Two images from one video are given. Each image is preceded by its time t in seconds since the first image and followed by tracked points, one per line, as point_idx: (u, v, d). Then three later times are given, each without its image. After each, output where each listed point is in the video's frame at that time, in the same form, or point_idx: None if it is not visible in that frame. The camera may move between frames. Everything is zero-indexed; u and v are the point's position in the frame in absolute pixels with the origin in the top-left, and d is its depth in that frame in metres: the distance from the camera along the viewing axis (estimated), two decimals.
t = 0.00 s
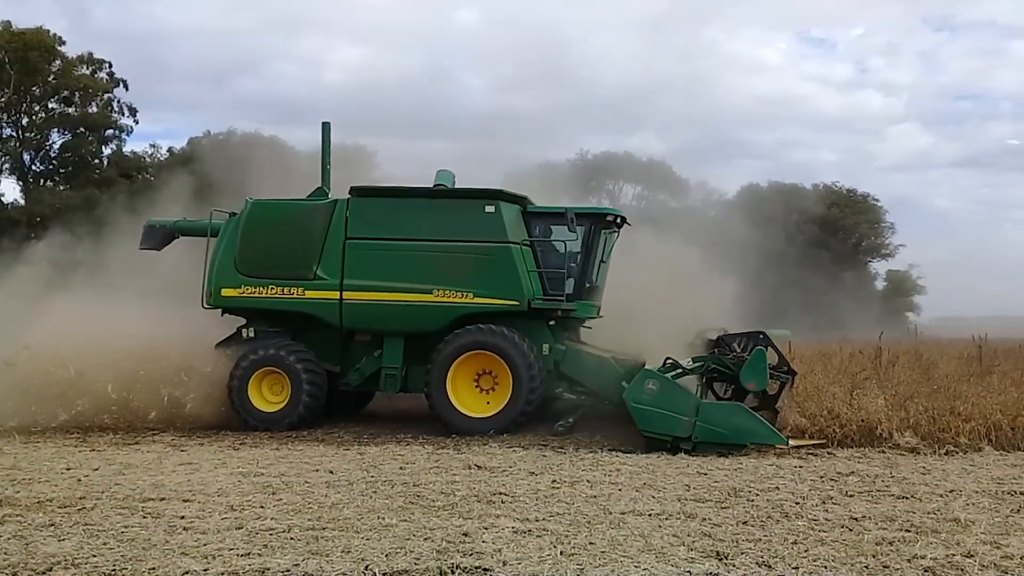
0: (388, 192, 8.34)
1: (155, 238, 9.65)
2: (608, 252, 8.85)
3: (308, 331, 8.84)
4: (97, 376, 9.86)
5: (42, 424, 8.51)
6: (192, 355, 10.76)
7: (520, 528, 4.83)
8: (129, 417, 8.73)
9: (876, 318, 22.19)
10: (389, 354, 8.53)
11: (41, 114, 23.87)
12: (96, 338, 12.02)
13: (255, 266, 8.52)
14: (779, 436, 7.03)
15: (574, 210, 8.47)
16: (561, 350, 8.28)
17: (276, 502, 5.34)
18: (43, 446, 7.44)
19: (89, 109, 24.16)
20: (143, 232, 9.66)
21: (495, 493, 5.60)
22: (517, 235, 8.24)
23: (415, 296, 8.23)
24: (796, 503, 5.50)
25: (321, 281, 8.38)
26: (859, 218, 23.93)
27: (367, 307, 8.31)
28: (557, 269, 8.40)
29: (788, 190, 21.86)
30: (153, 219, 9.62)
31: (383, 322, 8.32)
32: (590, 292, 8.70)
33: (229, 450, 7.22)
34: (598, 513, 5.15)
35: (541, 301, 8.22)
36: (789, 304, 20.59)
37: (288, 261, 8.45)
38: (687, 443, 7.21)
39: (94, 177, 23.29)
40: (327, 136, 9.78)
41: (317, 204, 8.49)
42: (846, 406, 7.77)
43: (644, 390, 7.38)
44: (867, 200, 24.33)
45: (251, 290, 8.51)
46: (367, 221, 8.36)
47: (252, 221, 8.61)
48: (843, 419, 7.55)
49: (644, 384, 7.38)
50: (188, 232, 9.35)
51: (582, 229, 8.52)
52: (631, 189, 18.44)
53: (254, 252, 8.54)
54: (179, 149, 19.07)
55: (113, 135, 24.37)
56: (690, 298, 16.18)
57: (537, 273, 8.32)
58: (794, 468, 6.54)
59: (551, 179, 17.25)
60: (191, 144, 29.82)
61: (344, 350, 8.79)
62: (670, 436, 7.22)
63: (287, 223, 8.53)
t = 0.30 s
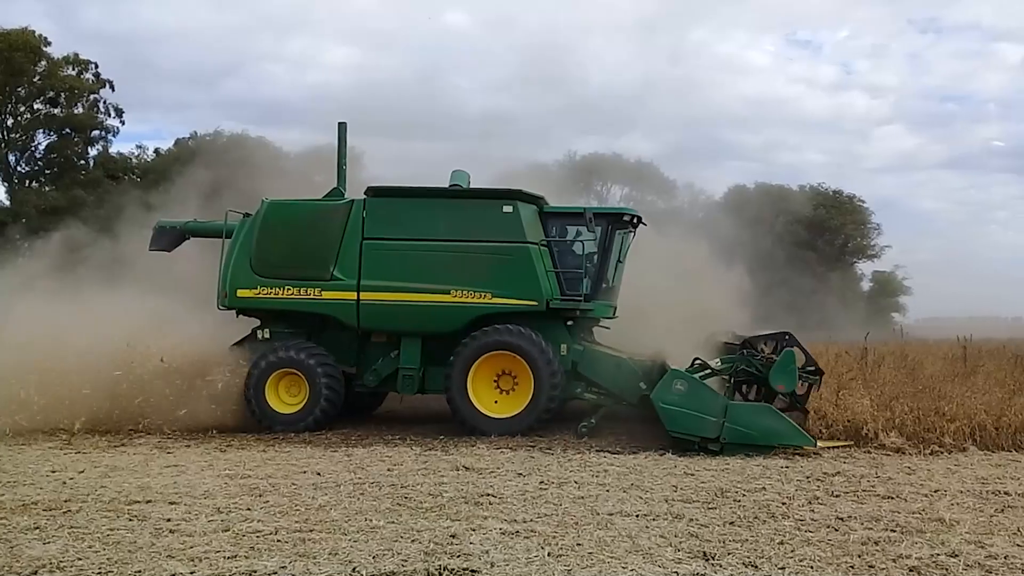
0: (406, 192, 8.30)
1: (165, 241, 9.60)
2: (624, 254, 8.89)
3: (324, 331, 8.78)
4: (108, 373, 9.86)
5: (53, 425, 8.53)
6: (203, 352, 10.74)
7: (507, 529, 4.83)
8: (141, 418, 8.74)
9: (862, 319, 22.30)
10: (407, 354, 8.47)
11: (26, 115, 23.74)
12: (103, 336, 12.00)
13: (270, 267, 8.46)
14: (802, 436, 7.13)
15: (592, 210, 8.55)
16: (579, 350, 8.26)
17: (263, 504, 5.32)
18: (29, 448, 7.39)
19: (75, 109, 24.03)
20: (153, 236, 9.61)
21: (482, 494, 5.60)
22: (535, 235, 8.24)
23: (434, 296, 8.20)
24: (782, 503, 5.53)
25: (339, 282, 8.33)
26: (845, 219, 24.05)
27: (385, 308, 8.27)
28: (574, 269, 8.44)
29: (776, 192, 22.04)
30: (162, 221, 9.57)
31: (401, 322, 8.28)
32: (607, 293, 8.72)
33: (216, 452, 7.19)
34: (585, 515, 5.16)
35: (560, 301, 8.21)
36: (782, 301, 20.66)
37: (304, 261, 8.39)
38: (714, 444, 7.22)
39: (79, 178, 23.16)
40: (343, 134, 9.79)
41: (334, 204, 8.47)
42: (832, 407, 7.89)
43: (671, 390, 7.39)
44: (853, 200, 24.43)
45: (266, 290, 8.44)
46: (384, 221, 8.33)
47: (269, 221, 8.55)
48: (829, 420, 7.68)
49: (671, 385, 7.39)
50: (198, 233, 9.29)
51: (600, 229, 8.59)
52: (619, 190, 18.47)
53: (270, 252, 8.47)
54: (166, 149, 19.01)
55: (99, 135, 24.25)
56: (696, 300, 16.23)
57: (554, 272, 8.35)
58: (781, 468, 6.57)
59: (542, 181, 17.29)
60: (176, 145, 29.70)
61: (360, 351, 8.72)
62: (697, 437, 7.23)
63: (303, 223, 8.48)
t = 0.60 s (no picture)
0: (422, 193, 8.31)
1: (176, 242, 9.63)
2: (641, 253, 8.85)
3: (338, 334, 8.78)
4: (116, 370, 9.84)
5: (65, 427, 8.56)
6: (212, 349, 10.70)
7: (494, 531, 4.84)
8: (153, 417, 8.75)
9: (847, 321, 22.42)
10: (423, 357, 8.46)
11: (12, 116, 23.56)
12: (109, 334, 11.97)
13: (286, 269, 8.46)
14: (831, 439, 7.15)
15: (609, 211, 8.50)
16: (596, 352, 8.29)
17: (248, 508, 5.31)
18: (14, 452, 7.34)
19: (61, 111, 23.87)
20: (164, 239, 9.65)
21: (469, 496, 5.60)
22: (551, 236, 8.25)
23: (451, 298, 8.18)
24: (768, 504, 5.56)
25: (354, 284, 8.32)
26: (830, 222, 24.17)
27: (402, 310, 8.25)
28: (590, 270, 8.43)
29: (762, 196, 22.27)
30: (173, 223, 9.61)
31: (417, 324, 8.26)
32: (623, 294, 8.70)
33: (202, 455, 7.16)
34: (572, 516, 5.17)
35: (577, 303, 8.21)
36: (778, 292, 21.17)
37: (320, 263, 8.39)
38: (740, 447, 7.25)
39: (64, 179, 23.02)
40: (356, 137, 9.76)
41: (350, 206, 8.47)
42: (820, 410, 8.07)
43: (697, 393, 7.41)
44: (837, 202, 24.53)
45: (282, 293, 8.43)
46: (401, 222, 8.33)
47: (284, 223, 8.56)
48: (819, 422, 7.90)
49: (697, 388, 7.41)
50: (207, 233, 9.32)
51: (616, 230, 8.56)
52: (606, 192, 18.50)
53: (285, 254, 8.48)
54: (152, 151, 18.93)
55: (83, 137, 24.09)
56: (702, 301, 16.40)
57: (570, 274, 8.33)
58: (766, 469, 6.61)
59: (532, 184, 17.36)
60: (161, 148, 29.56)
61: (374, 353, 8.74)
62: (723, 440, 7.25)
63: (319, 225, 8.48)
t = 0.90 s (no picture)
0: (436, 195, 8.32)
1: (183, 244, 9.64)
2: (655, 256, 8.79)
3: (349, 336, 8.78)
4: (119, 370, 9.82)
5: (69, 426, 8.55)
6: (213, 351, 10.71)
7: (477, 534, 4.86)
8: (162, 414, 8.77)
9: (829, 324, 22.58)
10: (436, 359, 8.48)
11: None
12: (107, 335, 11.95)
13: (299, 271, 8.43)
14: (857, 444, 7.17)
15: (623, 213, 8.49)
16: (608, 355, 8.32)
17: (230, 511, 5.30)
18: None
19: (43, 113, 23.72)
20: (171, 242, 9.66)
21: (452, 499, 5.61)
22: (565, 239, 8.28)
23: (466, 300, 8.19)
24: (749, 506, 5.60)
25: (367, 286, 8.31)
26: (813, 225, 24.34)
27: (415, 312, 8.24)
28: (602, 272, 8.40)
29: (745, 200, 22.53)
30: (182, 225, 9.63)
31: (431, 326, 8.25)
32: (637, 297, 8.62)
33: (184, 458, 7.14)
34: (554, 519, 5.19)
35: (590, 305, 8.23)
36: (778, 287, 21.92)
37: (332, 265, 8.37)
38: (763, 450, 7.32)
39: (45, 181, 22.88)
40: (368, 139, 9.75)
41: (363, 209, 8.47)
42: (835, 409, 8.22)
43: (720, 396, 7.50)
44: (819, 205, 24.60)
45: (295, 295, 8.40)
46: (415, 224, 8.34)
47: (296, 226, 8.54)
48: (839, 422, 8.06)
49: (719, 391, 7.52)
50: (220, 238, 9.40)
51: (629, 232, 8.54)
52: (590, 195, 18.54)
53: (298, 256, 8.45)
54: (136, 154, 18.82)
55: (65, 139, 23.96)
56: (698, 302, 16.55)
57: (583, 276, 8.33)
58: (748, 471, 6.65)
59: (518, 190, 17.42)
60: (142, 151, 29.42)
61: (386, 355, 8.77)
62: (747, 442, 7.33)
63: (331, 227, 8.46)
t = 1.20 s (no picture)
0: (443, 196, 8.27)
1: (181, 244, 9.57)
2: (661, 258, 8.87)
3: (353, 338, 8.74)
4: (113, 370, 9.77)
5: (61, 426, 8.51)
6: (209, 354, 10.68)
7: (452, 537, 4.84)
8: (162, 413, 8.75)
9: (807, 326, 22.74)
10: (442, 362, 8.45)
11: None
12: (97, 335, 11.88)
13: (305, 273, 8.36)
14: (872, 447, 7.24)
15: (632, 216, 8.53)
16: (616, 357, 8.38)
17: (204, 514, 5.26)
18: None
19: (14, 113, 23.44)
20: (168, 240, 9.57)
21: (427, 502, 5.59)
22: (574, 241, 8.28)
23: (474, 303, 8.17)
24: (724, 508, 5.62)
25: (374, 288, 8.26)
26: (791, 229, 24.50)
27: (422, 314, 8.21)
28: (608, 275, 8.43)
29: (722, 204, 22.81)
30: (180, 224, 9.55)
31: (438, 329, 8.24)
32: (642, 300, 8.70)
33: (159, 462, 7.08)
34: (530, 522, 5.18)
35: (598, 308, 8.26)
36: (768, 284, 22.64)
37: (339, 266, 8.31)
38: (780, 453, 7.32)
39: (17, 181, 22.63)
40: (374, 138, 9.68)
41: (370, 210, 8.40)
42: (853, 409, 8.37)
43: (738, 399, 7.46)
44: (796, 208, 24.80)
45: (300, 297, 8.33)
46: (422, 226, 8.30)
47: (300, 226, 8.45)
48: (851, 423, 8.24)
49: (737, 395, 7.47)
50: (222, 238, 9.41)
51: (637, 235, 8.59)
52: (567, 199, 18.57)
53: (303, 257, 8.38)
54: (108, 154, 18.63)
55: (38, 139, 23.71)
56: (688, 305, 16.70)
57: (591, 279, 8.33)
58: (723, 474, 6.67)
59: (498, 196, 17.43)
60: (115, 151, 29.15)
61: (391, 357, 8.74)
62: (764, 446, 7.32)
63: (339, 227, 8.39)
